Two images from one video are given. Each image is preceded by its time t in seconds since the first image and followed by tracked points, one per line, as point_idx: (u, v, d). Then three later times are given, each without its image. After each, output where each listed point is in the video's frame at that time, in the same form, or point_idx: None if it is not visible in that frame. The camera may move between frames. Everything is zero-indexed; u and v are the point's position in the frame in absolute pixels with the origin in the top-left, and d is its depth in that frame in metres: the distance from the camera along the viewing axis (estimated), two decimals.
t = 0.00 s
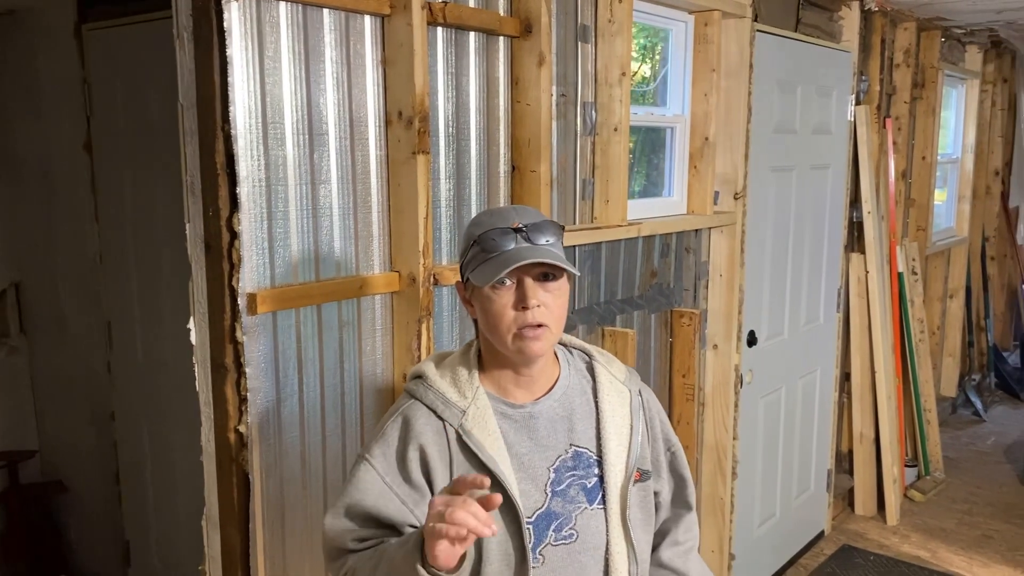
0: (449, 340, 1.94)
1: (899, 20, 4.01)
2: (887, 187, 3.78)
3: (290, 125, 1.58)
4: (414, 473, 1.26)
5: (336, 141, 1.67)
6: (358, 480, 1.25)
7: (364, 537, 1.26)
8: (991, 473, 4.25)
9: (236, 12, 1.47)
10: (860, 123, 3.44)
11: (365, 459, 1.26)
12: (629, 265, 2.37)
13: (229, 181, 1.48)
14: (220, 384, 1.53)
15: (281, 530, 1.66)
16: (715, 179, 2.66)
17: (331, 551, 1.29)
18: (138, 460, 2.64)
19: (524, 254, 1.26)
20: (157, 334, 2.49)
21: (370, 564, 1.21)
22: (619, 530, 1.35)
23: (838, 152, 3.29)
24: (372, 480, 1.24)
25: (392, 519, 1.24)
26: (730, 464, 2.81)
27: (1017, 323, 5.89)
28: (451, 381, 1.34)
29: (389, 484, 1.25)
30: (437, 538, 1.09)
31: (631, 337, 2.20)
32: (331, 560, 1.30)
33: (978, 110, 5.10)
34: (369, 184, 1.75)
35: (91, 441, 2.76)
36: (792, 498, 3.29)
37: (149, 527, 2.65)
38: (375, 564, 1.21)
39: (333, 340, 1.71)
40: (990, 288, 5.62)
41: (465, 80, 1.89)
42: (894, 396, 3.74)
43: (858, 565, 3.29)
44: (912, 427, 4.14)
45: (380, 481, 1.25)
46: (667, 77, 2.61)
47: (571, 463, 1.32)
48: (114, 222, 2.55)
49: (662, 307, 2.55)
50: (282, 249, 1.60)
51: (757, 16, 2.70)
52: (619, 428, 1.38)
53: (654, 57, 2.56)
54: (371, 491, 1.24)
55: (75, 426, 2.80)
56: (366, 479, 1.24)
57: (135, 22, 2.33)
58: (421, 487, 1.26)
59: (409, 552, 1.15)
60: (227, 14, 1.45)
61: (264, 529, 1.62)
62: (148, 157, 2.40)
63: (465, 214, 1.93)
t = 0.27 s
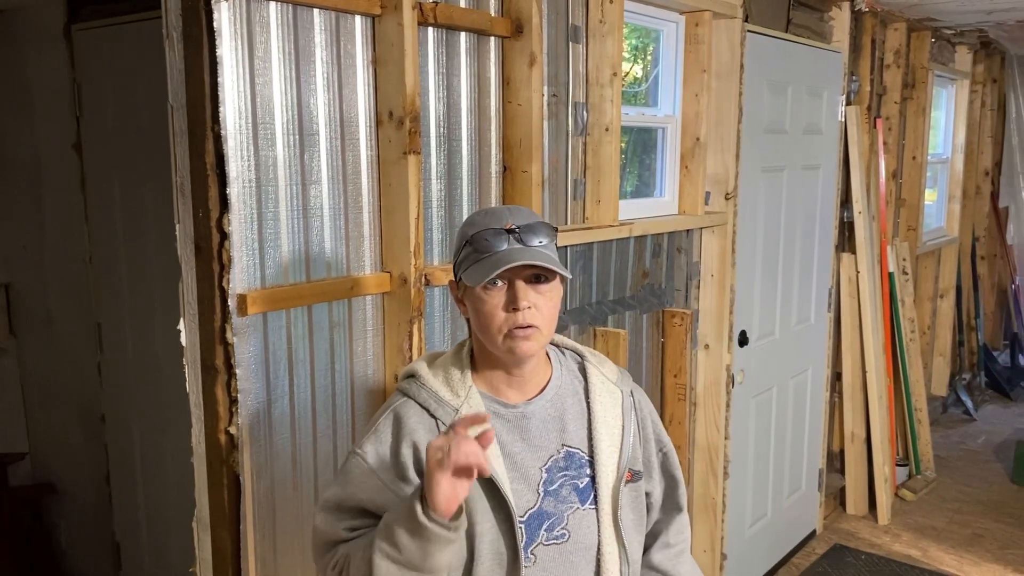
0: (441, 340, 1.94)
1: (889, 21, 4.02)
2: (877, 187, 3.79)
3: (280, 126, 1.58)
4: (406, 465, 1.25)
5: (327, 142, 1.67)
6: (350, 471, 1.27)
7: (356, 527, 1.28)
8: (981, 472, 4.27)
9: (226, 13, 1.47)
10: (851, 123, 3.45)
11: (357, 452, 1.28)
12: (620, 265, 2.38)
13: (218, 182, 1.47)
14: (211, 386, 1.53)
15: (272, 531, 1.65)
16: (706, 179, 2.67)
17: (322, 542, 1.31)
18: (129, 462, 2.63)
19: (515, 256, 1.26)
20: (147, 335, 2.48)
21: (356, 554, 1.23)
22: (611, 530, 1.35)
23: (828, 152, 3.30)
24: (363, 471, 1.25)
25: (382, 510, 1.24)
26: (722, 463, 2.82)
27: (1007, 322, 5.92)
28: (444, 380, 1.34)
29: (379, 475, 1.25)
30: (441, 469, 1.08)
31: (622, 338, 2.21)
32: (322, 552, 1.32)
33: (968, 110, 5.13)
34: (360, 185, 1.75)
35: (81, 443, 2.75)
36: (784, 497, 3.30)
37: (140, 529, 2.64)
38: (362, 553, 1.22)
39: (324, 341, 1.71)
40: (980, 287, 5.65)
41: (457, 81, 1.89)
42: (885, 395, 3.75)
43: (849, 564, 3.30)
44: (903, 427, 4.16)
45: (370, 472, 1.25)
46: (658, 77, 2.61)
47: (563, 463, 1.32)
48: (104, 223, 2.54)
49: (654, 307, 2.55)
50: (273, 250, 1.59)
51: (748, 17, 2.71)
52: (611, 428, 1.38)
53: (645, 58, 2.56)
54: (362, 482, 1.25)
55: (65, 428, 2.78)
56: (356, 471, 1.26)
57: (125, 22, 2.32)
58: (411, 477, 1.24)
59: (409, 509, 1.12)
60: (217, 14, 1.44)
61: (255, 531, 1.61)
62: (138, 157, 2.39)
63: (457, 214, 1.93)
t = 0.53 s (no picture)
0: (435, 340, 1.94)
1: (881, 21, 4.04)
2: (870, 187, 3.81)
3: (273, 126, 1.58)
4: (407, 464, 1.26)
5: (321, 142, 1.67)
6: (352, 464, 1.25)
7: (357, 517, 1.25)
8: (973, 471, 4.29)
9: (220, 13, 1.46)
10: (844, 124, 3.47)
11: (359, 446, 1.25)
12: (614, 266, 2.38)
13: (212, 184, 1.47)
14: (205, 386, 1.52)
15: (267, 531, 1.65)
16: (699, 179, 2.67)
17: (322, 535, 1.28)
18: (122, 463, 2.62)
19: (515, 253, 1.26)
20: (139, 336, 2.47)
21: (358, 546, 1.19)
22: (608, 529, 1.35)
23: (821, 153, 3.31)
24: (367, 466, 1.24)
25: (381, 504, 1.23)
26: (716, 463, 2.82)
27: (999, 322, 5.95)
28: (442, 377, 1.34)
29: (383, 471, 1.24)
30: (461, 427, 1.09)
31: (617, 339, 2.20)
32: (321, 546, 1.29)
33: (960, 111, 5.15)
34: (354, 185, 1.74)
35: (74, 445, 2.74)
36: (777, 497, 3.30)
37: (133, 531, 2.63)
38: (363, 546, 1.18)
39: (318, 341, 1.71)
40: (971, 286, 5.68)
41: (450, 81, 1.89)
42: (878, 395, 3.76)
43: (842, 563, 3.31)
44: (896, 426, 4.17)
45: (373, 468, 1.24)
46: (651, 78, 2.62)
47: (560, 462, 1.32)
48: (96, 224, 2.53)
49: (647, 307, 2.56)
50: (267, 251, 1.59)
51: (741, 18, 2.72)
52: (608, 428, 1.38)
53: (638, 58, 2.57)
54: (364, 477, 1.23)
55: (57, 430, 2.77)
56: (360, 466, 1.24)
57: (118, 22, 2.31)
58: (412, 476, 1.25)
59: (415, 498, 1.10)
60: (210, 15, 1.44)
61: (249, 532, 1.61)
62: (131, 158, 2.38)
63: (451, 215, 1.93)
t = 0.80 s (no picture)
0: (430, 341, 1.94)
1: (874, 22, 4.05)
2: (863, 187, 3.82)
3: (267, 128, 1.57)
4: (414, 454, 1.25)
5: (315, 143, 1.67)
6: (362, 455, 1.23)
7: (366, 503, 1.21)
8: (966, 469, 4.31)
9: (214, 14, 1.46)
10: (837, 124, 3.48)
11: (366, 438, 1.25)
12: (609, 266, 2.39)
13: (207, 185, 1.47)
14: (199, 388, 1.52)
15: (262, 533, 1.65)
16: (694, 179, 2.68)
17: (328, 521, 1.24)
18: (116, 465, 2.62)
19: (514, 260, 1.26)
20: (133, 337, 2.47)
21: (366, 529, 1.16)
22: (604, 530, 1.36)
23: (815, 153, 3.32)
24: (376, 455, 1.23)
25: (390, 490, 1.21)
26: (710, 463, 2.83)
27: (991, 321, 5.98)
28: (440, 378, 1.34)
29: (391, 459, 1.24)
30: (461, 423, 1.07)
31: (611, 339, 2.21)
32: (328, 531, 1.26)
33: (952, 111, 5.17)
34: (349, 186, 1.74)
35: (68, 447, 2.74)
36: (772, 496, 3.31)
37: (128, 532, 2.63)
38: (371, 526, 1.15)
39: (313, 342, 1.71)
40: (964, 285, 5.71)
41: (445, 82, 1.89)
42: (872, 394, 3.78)
43: (837, 562, 3.32)
44: (890, 425, 4.19)
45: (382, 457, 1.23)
46: (645, 79, 2.62)
47: (556, 463, 1.32)
48: (90, 225, 2.53)
49: (642, 308, 2.56)
50: (261, 253, 1.59)
51: (734, 18, 2.72)
52: (604, 429, 1.39)
53: (631, 59, 2.57)
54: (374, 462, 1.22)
55: (50, 432, 2.76)
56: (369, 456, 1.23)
57: (110, 23, 2.31)
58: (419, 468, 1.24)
59: (417, 480, 1.08)
60: (204, 16, 1.44)
61: (244, 534, 1.61)
62: (124, 159, 2.38)
63: (446, 216, 1.93)
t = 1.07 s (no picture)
0: (427, 341, 1.94)
1: (869, 22, 4.07)
2: (858, 187, 3.83)
3: (264, 128, 1.57)
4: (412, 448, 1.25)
5: (312, 144, 1.66)
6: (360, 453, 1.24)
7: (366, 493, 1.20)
8: (962, 468, 4.33)
9: (210, 15, 1.46)
10: (832, 123, 3.49)
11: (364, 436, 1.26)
12: (605, 266, 2.39)
13: (203, 186, 1.47)
14: (197, 389, 1.52)
15: (259, 534, 1.65)
16: (690, 179, 2.68)
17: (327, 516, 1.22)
18: (112, 466, 2.61)
19: (513, 263, 1.26)
20: (129, 338, 2.46)
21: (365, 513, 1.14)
22: (603, 531, 1.36)
23: (810, 153, 3.33)
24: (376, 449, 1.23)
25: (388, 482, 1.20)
26: (707, 462, 2.83)
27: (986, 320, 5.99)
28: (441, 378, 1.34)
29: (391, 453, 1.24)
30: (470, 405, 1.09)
31: (608, 339, 2.22)
32: (327, 526, 1.23)
33: (947, 110, 5.18)
34: (346, 187, 1.74)
35: (64, 449, 2.73)
36: (768, 495, 3.32)
37: (124, 534, 2.63)
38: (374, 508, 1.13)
39: (310, 343, 1.70)
40: (959, 284, 5.72)
41: (441, 83, 1.89)
42: (867, 393, 3.79)
43: (833, 561, 3.33)
44: (885, 424, 4.20)
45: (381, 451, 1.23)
46: (642, 79, 2.63)
47: (556, 464, 1.32)
48: (85, 226, 2.52)
49: (638, 307, 2.56)
50: (258, 254, 1.59)
51: (730, 18, 2.73)
52: (604, 429, 1.39)
53: (627, 59, 2.57)
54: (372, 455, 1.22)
55: (45, 434, 2.75)
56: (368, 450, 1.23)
57: (106, 23, 2.30)
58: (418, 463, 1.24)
59: (420, 447, 1.08)
60: (201, 17, 1.44)
61: (242, 535, 1.61)
62: (120, 160, 2.37)
63: (442, 217, 1.93)
